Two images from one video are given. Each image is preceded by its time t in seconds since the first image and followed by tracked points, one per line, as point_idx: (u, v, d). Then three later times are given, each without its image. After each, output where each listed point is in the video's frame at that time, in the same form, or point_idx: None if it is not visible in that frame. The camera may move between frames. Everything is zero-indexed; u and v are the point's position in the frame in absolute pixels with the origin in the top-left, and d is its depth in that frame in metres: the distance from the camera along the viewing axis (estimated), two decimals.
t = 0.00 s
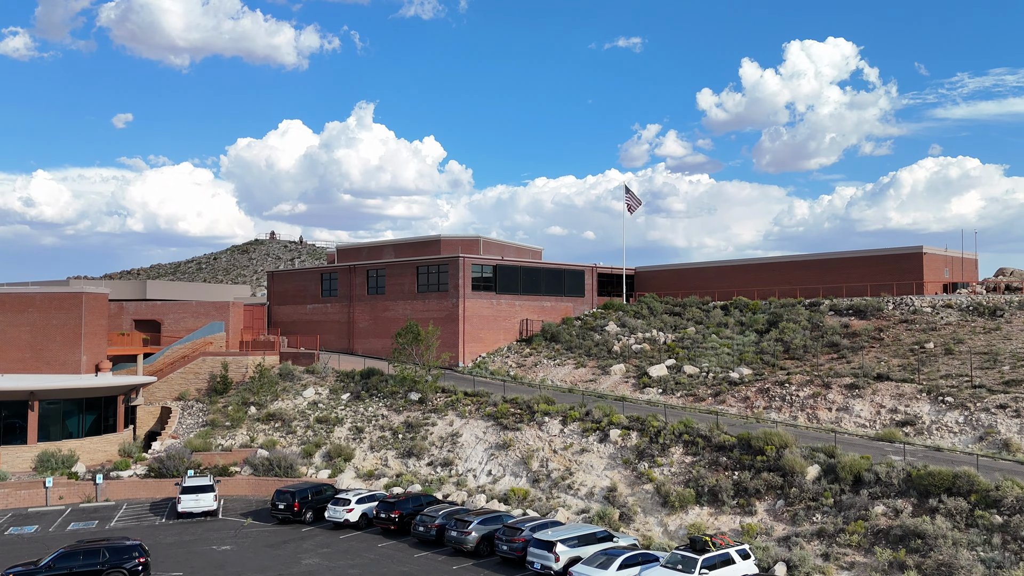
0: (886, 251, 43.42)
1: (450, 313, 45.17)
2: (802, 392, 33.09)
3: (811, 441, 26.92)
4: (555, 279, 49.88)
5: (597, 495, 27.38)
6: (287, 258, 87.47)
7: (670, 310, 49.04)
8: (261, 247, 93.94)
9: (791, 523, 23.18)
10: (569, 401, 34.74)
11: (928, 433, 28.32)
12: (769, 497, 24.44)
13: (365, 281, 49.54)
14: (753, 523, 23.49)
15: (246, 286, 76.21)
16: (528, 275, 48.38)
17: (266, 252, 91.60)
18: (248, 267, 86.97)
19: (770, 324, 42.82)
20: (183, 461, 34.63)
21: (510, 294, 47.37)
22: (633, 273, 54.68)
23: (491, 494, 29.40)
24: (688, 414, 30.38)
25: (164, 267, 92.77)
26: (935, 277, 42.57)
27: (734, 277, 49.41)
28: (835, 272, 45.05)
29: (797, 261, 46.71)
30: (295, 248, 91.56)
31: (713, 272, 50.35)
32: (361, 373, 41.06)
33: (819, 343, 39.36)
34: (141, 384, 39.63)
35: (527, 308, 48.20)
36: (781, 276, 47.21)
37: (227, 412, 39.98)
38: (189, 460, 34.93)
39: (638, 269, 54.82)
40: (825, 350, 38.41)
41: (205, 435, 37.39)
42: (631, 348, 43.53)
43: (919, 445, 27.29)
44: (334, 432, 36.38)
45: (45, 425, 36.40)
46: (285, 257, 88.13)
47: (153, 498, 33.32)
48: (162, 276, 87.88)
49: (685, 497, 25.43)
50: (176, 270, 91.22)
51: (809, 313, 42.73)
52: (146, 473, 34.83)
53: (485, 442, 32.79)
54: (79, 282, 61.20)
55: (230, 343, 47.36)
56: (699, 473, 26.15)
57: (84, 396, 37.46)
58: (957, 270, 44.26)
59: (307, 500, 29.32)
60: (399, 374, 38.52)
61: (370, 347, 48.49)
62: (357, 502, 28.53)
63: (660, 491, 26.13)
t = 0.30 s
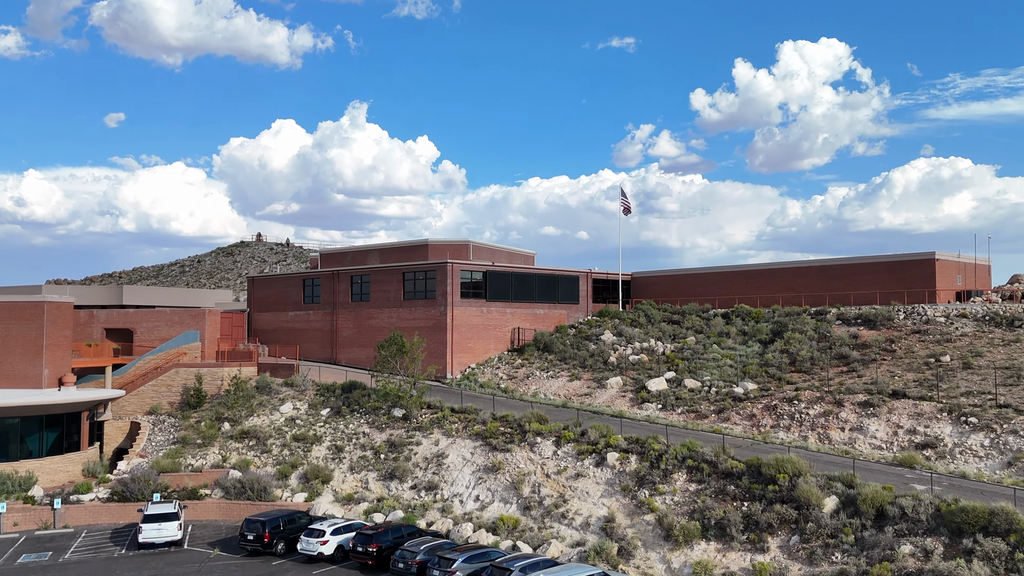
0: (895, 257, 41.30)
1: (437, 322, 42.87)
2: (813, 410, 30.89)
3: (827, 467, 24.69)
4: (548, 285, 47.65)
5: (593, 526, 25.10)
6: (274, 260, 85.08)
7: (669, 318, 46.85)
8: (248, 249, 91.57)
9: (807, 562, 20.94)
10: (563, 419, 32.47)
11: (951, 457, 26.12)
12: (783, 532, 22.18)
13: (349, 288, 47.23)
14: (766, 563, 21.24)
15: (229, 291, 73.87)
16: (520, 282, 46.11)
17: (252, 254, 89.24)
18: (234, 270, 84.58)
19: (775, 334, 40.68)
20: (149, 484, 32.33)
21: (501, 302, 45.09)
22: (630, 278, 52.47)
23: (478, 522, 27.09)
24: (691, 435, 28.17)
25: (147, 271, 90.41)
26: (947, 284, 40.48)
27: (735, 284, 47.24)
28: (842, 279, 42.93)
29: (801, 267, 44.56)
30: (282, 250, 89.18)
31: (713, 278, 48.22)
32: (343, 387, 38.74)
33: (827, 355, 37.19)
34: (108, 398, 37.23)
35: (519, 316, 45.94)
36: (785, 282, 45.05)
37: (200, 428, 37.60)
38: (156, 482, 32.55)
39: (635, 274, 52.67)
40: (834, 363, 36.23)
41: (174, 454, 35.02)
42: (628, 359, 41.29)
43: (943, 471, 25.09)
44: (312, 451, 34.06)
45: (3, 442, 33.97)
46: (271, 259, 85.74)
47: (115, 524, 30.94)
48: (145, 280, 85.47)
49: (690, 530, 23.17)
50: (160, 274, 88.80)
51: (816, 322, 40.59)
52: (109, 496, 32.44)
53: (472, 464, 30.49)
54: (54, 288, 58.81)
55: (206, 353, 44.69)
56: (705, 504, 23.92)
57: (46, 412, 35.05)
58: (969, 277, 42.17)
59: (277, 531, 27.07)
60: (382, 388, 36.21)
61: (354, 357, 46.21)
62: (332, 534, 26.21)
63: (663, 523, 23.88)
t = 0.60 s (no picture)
0: (893, 263, 39.42)
1: (412, 330, 40.54)
2: (812, 428, 28.83)
3: (832, 495, 22.59)
4: (530, 292, 45.46)
5: (577, 559, 22.84)
6: (246, 262, 82.45)
7: (656, 326, 44.78)
8: (220, 251, 88.86)
9: None
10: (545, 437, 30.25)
11: (964, 483, 24.12)
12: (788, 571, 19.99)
13: (320, 295, 44.82)
14: None
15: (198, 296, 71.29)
16: (500, 287, 43.90)
17: (224, 256, 86.54)
18: (205, 272, 81.88)
19: (767, 344, 38.71)
20: (97, 509, 29.77)
21: (479, 309, 42.85)
22: (614, 284, 50.41)
23: (452, 554, 24.77)
24: (684, 457, 26.02)
25: (114, 275, 87.61)
26: (948, 292, 38.66)
27: (725, 290, 45.25)
28: (837, 286, 41.03)
29: (794, 272, 42.63)
30: (256, 252, 86.55)
31: (702, 284, 46.22)
32: (311, 401, 36.35)
33: (824, 367, 35.20)
34: (56, 414, 34.67)
35: (498, 324, 43.73)
36: (777, 289, 43.10)
37: (156, 446, 35.05)
38: (104, 507, 30.01)
39: (619, 279, 50.61)
40: (831, 376, 34.24)
41: (126, 475, 32.49)
42: (614, 370, 39.07)
43: (957, 499, 23.05)
44: (275, 472, 31.65)
45: None
46: (244, 261, 83.09)
47: (58, 553, 28.38)
48: (113, 284, 82.65)
49: (685, 567, 20.98)
50: (129, 276, 85.95)
51: (810, 332, 38.65)
52: (53, 522, 29.87)
53: (446, 488, 28.19)
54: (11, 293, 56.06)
55: (167, 364, 42.06)
56: (700, 538, 21.74)
57: None
58: (969, 284, 40.39)
59: (229, 563, 24.51)
60: (351, 403, 33.85)
61: (325, 368, 43.83)
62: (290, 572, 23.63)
63: (654, 559, 21.67)
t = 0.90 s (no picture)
0: (905, 268, 37.33)
1: (396, 339, 38.23)
2: (826, 448, 26.64)
3: (855, 529, 20.36)
4: (521, 298, 43.24)
5: None
6: (230, 265, 80.08)
7: (653, 334, 42.59)
8: (204, 252, 86.47)
9: None
10: (537, 457, 28.00)
11: (997, 512, 21.93)
12: None
13: (300, 301, 42.50)
14: None
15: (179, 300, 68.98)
16: (490, 293, 41.64)
17: (208, 258, 84.15)
18: (187, 275, 79.48)
19: (772, 354, 36.57)
20: (51, 536, 27.29)
21: (468, 316, 40.59)
22: (610, 289, 48.25)
23: None
24: (689, 483, 23.80)
25: (95, 276, 85.17)
26: (963, 299, 36.61)
27: (726, 295, 43.11)
28: (845, 292, 38.92)
29: (799, 278, 40.51)
30: (240, 254, 84.20)
31: (702, 289, 44.08)
32: (287, 415, 34.04)
33: (834, 380, 33.05)
34: (14, 429, 32.32)
35: (488, 332, 41.49)
36: (781, 295, 40.97)
37: (120, 465, 32.67)
38: (59, 534, 27.54)
39: (615, 284, 48.44)
40: (842, 390, 32.09)
41: (86, 497, 30.09)
42: (610, 381, 36.84)
43: (992, 532, 20.85)
44: (246, 495, 29.30)
45: None
46: (228, 264, 80.72)
47: None
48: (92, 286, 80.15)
49: None
50: (109, 279, 83.49)
51: (817, 341, 36.52)
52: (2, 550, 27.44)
53: (429, 515, 25.88)
54: None
55: (136, 375, 39.72)
56: None
57: None
58: (984, 290, 38.37)
59: None
60: (328, 420, 31.54)
61: (305, 378, 41.54)
62: None
63: None
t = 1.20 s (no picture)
0: (927, 274, 35.11)
1: (384, 350, 35.95)
2: (849, 474, 24.37)
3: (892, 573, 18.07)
4: (517, 305, 40.98)
5: None
6: (218, 267, 77.76)
7: (657, 343, 40.34)
8: (191, 254, 84.14)
9: None
10: (533, 482, 25.71)
11: None
12: None
13: (283, 308, 40.22)
14: None
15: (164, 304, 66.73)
16: (484, 300, 39.39)
17: (195, 260, 81.84)
18: (173, 277, 77.15)
19: (784, 366, 34.34)
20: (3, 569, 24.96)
21: (461, 325, 38.32)
22: (610, 295, 46.02)
23: None
24: (702, 515, 21.51)
25: (80, 278, 82.86)
26: (988, 307, 34.42)
27: (734, 302, 40.91)
28: (861, 299, 36.70)
29: (812, 284, 38.28)
30: (228, 256, 81.89)
31: (708, 295, 41.85)
32: (266, 433, 31.75)
33: (852, 395, 30.82)
34: None
35: (482, 342, 39.24)
36: (793, 302, 38.78)
37: (86, 487, 30.31)
38: (12, 567, 25.17)
39: (616, 290, 46.21)
40: (862, 407, 29.85)
41: (45, 524, 27.72)
42: (612, 395, 34.57)
43: None
44: (218, 522, 26.95)
45: None
46: (215, 266, 78.41)
47: None
48: (75, 290, 77.77)
49: None
50: (93, 282, 81.12)
51: (833, 352, 34.29)
52: None
53: (415, 548, 23.57)
54: None
55: (108, 388, 37.54)
56: None
57: None
58: (1009, 298, 36.19)
59: None
60: (309, 439, 29.24)
61: (289, 390, 39.29)
62: None
63: None
